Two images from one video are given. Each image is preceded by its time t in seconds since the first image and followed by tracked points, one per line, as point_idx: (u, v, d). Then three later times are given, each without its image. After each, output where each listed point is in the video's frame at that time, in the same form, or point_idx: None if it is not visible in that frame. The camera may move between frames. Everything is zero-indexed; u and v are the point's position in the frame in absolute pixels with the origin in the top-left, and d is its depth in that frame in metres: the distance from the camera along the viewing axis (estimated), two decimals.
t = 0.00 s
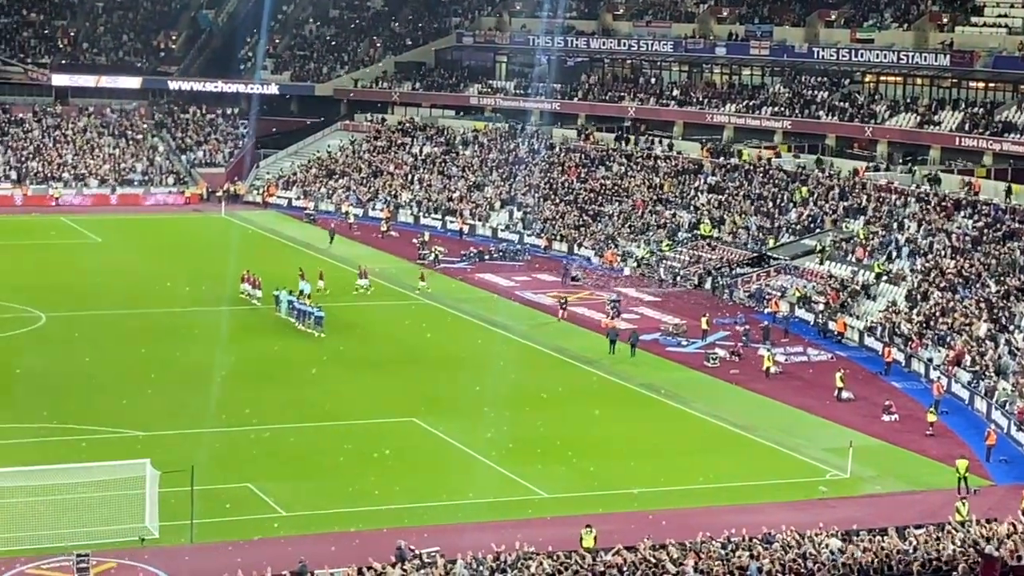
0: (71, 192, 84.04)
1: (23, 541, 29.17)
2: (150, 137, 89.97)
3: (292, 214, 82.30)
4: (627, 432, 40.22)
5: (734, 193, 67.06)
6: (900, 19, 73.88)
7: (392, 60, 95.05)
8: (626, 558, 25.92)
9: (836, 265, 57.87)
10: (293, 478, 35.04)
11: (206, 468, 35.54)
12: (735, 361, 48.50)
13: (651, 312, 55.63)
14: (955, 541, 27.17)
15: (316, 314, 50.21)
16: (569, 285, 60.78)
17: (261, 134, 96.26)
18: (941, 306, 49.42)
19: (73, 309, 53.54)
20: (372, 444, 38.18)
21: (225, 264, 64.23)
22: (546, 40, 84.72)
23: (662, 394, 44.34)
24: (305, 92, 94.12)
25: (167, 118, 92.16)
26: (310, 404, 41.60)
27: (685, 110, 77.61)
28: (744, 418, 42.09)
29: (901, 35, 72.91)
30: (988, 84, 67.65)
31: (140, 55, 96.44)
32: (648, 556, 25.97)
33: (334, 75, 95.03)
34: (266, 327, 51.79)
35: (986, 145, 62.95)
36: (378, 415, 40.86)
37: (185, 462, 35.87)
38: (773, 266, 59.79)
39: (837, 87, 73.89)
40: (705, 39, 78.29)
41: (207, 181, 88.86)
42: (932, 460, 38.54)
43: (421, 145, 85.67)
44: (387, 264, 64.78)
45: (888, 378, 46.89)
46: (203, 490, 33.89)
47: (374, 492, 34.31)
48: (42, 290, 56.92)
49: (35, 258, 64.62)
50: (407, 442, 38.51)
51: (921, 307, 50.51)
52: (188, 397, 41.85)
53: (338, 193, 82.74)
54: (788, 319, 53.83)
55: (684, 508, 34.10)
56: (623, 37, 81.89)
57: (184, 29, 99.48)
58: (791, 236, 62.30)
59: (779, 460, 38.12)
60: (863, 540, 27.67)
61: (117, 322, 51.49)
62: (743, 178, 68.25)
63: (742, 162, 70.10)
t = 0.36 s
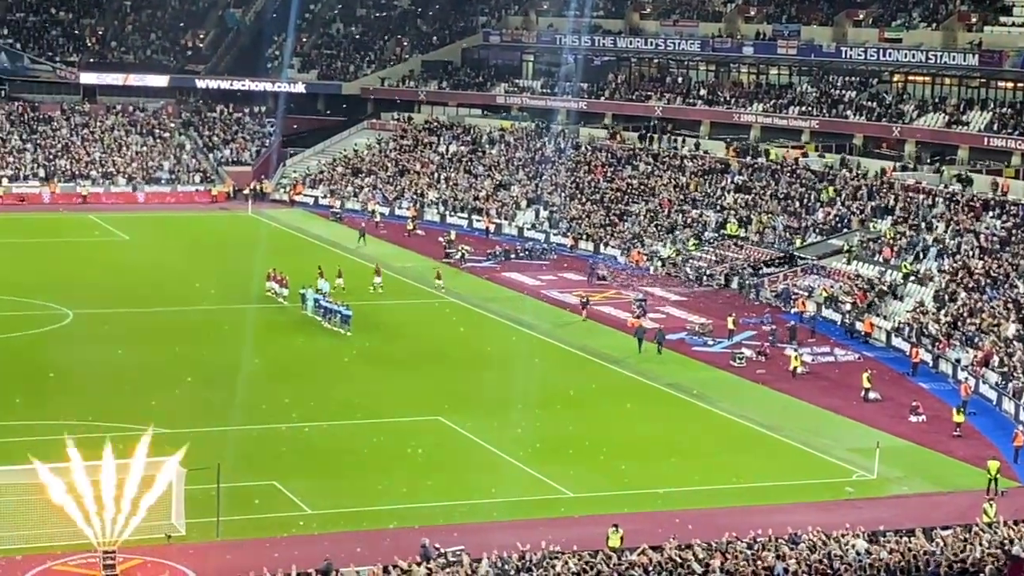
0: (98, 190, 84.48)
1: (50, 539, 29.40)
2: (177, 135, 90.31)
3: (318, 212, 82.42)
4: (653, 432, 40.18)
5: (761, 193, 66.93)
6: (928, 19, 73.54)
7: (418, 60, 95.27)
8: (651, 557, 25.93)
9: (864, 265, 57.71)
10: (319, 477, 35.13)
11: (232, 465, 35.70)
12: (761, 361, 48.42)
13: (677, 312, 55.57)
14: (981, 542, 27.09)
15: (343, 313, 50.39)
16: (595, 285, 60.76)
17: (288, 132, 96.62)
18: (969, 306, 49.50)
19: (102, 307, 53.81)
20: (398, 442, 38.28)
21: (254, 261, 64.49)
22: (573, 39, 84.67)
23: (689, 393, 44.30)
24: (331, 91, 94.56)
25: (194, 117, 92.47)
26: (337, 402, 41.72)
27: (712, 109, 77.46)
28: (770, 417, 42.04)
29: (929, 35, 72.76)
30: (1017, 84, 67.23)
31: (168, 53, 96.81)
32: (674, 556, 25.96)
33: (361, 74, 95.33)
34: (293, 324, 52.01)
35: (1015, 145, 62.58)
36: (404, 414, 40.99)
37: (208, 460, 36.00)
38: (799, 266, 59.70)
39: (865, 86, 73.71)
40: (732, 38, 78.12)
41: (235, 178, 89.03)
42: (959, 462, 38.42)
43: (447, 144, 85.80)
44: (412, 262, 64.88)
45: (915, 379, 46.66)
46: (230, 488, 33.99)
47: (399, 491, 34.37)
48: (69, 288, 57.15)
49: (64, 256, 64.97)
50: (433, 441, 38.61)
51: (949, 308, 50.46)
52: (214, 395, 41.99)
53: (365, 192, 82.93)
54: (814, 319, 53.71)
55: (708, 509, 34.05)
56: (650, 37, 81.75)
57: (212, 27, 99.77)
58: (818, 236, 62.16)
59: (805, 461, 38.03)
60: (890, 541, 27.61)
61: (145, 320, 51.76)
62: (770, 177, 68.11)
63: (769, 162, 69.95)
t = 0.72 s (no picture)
0: (126, 187, 84.89)
1: (76, 536, 29.60)
2: (205, 133, 90.46)
3: (344, 211, 82.58)
4: (679, 432, 40.15)
5: (788, 192, 66.81)
6: (957, 18, 73.21)
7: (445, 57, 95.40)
8: (676, 556, 25.96)
9: (891, 265, 57.53)
10: (344, 475, 35.25)
11: (258, 463, 35.86)
12: (788, 361, 48.33)
13: (703, 311, 55.50)
14: (1008, 544, 27.01)
15: (368, 310, 50.66)
16: (621, 284, 60.71)
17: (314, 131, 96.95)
18: (997, 306, 49.49)
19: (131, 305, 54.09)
20: (423, 441, 38.36)
21: (282, 259, 64.73)
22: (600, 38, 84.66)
23: (716, 393, 44.25)
24: (358, 89, 94.57)
25: (220, 115, 92.72)
26: (363, 400, 41.83)
27: (739, 108, 77.35)
28: (796, 418, 41.97)
29: (958, 35, 72.48)
30: None
31: (196, 51, 97.13)
32: (700, 555, 25.97)
33: (388, 72, 95.52)
34: (319, 322, 52.25)
35: None
36: (429, 412, 41.09)
37: (235, 458, 36.16)
38: (826, 266, 59.57)
39: (893, 85, 73.51)
40: (759, 37, 77.90)
41: (261, 177, 89.41)
42: (987, 462, 38.31)
43: (473, 142, 85.88)
44: (438, 261, 64.93)
45: (942, 380, 46.53)
46: (256, 486, 34.14)
47: (424, 490, 34.42)
48: (97, 286, 57.43)
49: (92, 253, 65.28)
50: (458, 439, 38.67)
51: (976, 308, 50.33)
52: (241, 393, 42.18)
53: (391, 190, 83.14)
54: (841, 319, 53.62)
55: (733, 509, 34.02)
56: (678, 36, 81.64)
57: (240, 26, 99.79)
58: (844, 236, 62.03)
59: (831, 462, 37.96)
60: (917, 542, 27.56)
61: (173, 318, 52.04)
62: (797, 177, 67.93)
63: (796, 161, 69.81)
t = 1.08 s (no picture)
0: (155, 185, 85.25)
1: (106, 532, 29.80)
2: (233, 131, 91.01)
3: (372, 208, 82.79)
4: (707, 431, 40.12)
5: (817, 191, 66.67)
6: (987, 16, 72.85)
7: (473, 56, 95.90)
8: (703, 556, 25.96)
9: (921, 264, 57.34)
10: (371, 472, 35.38)
11: (286, 460, 36.06)
12: (817, 360, 48.26)
13: (732, 310, 55.46)
14: None
15: (395, 308, 50.99)
16: (649, 283, 60.71)
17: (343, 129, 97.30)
18: None
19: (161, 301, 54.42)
20: (450, 439, 38.46)
21: (311, 257, 65.00)
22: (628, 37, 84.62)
23: (744, 392, 44.20)
24: (387, 87, 95.02)
25: (249, 113, 93.25)
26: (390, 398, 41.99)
27: (767, 106, 77.19)
28: (825, 417, 41.91)
29: (989, 34, 72.08)
30: None
31: (225, 50, 97.62)
32: (728, 554, 25.96)
33: (416, 71, 95.69)
34: (347, 319, 52.51)
35: None
36: (457, 410, 41.20)
37: (265, 454, 36.37)
38: (856, 264, 59.23)
39: (923, 84, 73.32)
40: (789, 36, 77.66)
41: (289, 174, 90.07)
42: (1016, 463, 38.17)
43: (502, 141, 85.96)
44: (465, 259, 65.06)
45: (972, 379, 46.38)
46: (284, 483, 34.34)
47: (450, 488, 34.50)
48: (127, 283, 57.82)
49: (123, 251, 65.71)
50: (485, 437, 38.76)
51: (1006, 308, 50.12)
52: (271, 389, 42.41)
53: (419, 188, 83.36)
54: (870, 318, 53.53)
55: (760, 509, 34.00)
56: (707, 34, 81.48)
57: (268, 24, 99.66)
58: (874, 235, 61.87)
59: (858, 461, 37.89)
60: (945, 542, 27.49)
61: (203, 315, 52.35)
62: (825, 176, 67.75)
63: (825, 160, 69.61)
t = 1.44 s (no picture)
0: (184, 183, 85.61)
1: (135, 528, 29.98)
2: (261, 130, 91.29)
3: (399, 207, 82.97)
4: (734, 431, 40.05)
5: (846, 190, 66.49)
6: (1018, 15, 72.60)
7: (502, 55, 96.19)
8: (730, 555, 25.95)
9: (950, 264, 57.13)
10: (397, 471, 35.44)
11: (313, 458, 36.16)
12: (844, 360, 48.15)
13: (759, 309, 55.41)
14: None
15: (422, 306, 51.08)
16: (676, 282, 60.69)
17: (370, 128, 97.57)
18: None
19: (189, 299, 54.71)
20: (477, 438, 38.48)
21: (339, 255, 65.21)
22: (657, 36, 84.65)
23: (771, 392, 44.15)
24: (415, 87, 94.97)
25: (277, 111, 93.49)
26: (417, 396, 42.07)
27: (796, 105, 76.97)
28: (853, 417, 41.82)
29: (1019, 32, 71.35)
30: None
31: (254, 49, 98.03)
32: (755, 554, 25.93)
33: (444, 69, 95.75)
34: (374, 318, 52.67)
35: None
36: (484, 409, 41.23)
37: (293, 452, 36.49)
38: (884, 265, 59.17)
39: (952, 83, 73.12)
40: (818, 35, 77.45)
41: (317, 173, 89.95)
42: None
43: (529, 140, 86.00)
44: (492, 258, 65.14)
45: (1001, 380, 46.18)
46: (310, 481, 34.45)
47: (476, 487, 34.52)
48: (156, 280, 58.15)
49: (152, 248, 66.04)
50: (511, 436, 38.78)
51: None
52: (300, 388, 42.55)
53: (447, 186, 83.49)
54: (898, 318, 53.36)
55: (787, 509, 33.93)
56: (735, 33, 81.37)
57: (297, 22, 100.14)
58: (903, 235, 61.65)
59: (887, 462, 37.76)
60: (974, 543, 27.39)
61: (232, 313, 52.54)
62: (854, 176, 67.54)
63: (853, 159, 69.40)
